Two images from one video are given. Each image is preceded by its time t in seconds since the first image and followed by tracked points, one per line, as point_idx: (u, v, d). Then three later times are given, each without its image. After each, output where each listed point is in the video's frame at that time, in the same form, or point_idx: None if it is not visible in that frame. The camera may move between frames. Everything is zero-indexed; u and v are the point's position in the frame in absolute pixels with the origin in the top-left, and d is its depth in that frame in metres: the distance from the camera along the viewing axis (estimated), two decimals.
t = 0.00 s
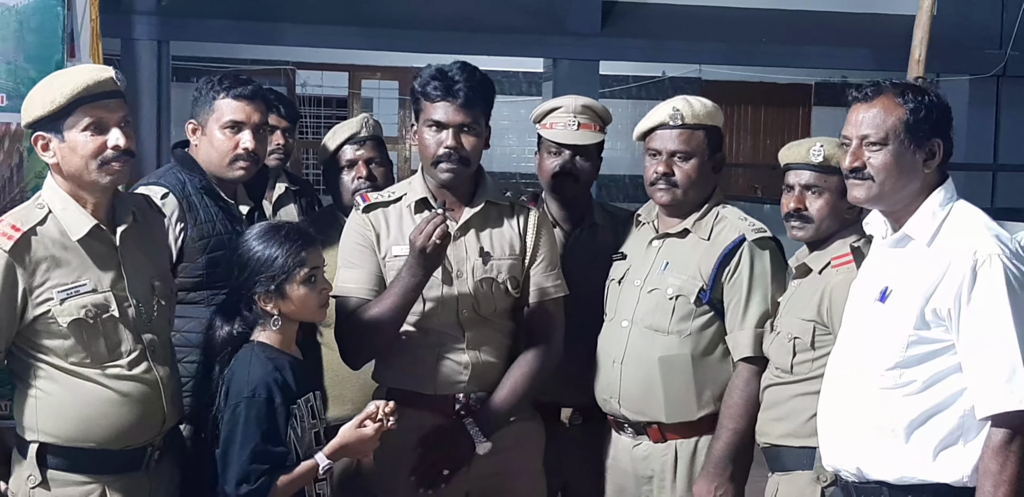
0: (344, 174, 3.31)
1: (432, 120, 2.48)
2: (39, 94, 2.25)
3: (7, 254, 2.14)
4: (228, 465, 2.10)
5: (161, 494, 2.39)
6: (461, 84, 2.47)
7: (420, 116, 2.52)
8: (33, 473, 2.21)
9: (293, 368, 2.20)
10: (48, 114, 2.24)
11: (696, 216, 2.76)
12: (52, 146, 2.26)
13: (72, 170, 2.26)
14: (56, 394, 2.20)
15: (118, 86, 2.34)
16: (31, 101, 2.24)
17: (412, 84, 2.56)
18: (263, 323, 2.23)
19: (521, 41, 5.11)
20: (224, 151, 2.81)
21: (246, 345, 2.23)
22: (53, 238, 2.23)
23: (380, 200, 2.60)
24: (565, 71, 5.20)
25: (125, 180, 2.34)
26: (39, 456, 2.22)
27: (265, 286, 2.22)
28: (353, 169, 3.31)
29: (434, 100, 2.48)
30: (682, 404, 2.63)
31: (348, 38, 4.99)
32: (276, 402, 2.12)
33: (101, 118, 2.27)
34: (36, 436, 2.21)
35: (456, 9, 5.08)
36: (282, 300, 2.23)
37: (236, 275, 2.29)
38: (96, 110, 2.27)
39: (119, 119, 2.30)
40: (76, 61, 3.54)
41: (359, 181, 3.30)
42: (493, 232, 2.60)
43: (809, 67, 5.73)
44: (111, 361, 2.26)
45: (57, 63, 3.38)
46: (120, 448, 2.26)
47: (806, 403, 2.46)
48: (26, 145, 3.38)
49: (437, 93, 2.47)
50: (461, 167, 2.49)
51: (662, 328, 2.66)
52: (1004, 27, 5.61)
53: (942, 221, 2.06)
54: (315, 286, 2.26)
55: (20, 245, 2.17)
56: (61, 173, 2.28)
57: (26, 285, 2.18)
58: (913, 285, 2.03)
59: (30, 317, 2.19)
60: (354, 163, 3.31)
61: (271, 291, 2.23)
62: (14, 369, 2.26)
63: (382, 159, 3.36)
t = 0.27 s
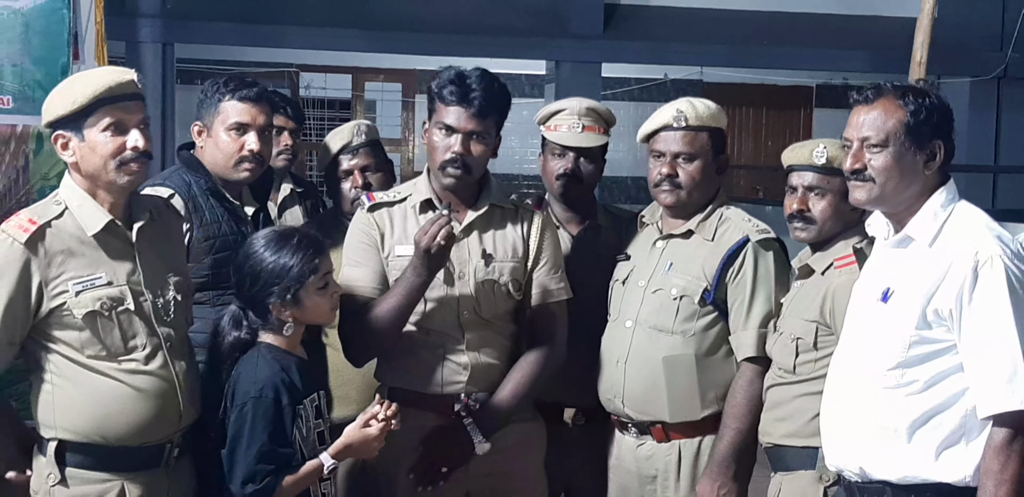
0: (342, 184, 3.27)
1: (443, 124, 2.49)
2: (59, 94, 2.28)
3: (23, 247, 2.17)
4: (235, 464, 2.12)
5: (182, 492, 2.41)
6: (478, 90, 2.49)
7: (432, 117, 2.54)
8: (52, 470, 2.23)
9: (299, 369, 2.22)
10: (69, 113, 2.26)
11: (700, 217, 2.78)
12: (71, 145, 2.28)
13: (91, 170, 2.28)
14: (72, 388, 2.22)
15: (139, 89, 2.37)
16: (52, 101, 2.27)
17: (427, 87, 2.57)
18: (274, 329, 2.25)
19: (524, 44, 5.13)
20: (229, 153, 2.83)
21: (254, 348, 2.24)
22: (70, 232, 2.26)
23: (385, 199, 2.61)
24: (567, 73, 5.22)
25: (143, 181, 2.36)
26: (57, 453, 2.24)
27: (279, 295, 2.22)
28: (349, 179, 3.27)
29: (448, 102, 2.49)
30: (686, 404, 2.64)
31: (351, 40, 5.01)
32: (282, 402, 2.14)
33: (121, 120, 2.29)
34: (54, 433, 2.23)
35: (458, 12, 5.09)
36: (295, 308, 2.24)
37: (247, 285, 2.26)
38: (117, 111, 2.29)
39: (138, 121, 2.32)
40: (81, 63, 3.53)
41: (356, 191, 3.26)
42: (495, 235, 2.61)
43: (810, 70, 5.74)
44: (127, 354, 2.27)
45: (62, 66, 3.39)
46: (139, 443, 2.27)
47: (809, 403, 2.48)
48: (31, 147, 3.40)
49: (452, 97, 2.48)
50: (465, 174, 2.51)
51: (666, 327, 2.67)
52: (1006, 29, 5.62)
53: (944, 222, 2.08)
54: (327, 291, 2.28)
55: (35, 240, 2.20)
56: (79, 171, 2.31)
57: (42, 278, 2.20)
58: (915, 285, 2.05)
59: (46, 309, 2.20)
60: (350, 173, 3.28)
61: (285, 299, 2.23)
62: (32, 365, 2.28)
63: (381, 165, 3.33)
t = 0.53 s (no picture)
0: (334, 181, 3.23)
1: (442, 112, 2.49)
2: (81, 84, 2.33)
3: (35, 234, 2.19)
4: (236, 464, 2.09)
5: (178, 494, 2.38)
6: (474, 76, 2.48)
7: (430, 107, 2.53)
8: (57, 465, 2.23)
9: (301, 366, 2.21)
10: (87, 103, 2.31)
11: (700, 212, 2.77)
12: (87, 135, 2.33)
13: (105, 160, 2.32)
14: (79, 379, 2.22)
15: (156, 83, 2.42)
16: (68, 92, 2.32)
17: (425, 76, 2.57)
18: (291, 327, 2.23)
19: (522, 38, 5.12)
20: (227, 147, 2.81)
21: (256, 354, 2.18)
22: (82, 222, 2.28)
23: (385, 192, 2.60)
24: (566, 68, 5.21)
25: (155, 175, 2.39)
26: (62, 448, 2.23)
27: (296, 296, 2.20)
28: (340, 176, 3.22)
29: (445, 90, 2.49)
30: (687, 400, 2.63)
31: (350, 35, 4.99)
32: (286, 399, 2.13)
33: (137, 115, 2.34)
34: (60, 425, 2.23)
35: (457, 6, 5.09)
36: (311, 306, 2.23)
37: (259, 290, 2.20)
38: (135, 104, 2.35)
39: (154, 115, 2.37)
40: (76, 57, 3.49)
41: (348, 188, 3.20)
42: (496, 226, 2.60)
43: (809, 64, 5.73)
44: (134, 346, 2.27)
45: (57, 60, 3.38)
46: (144, 437, 2.27)
47: (809, 399, 2.47)
48: (27, 141, 3.38)
49: (450, 82, 2.48)
50: (467, 158, 2.49)
51: (667, 324, 2.66)
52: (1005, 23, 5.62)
53: (945, 218, 2.07)
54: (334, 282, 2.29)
55: (47, 227, 2.22)
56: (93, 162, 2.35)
57: (53, 266, 2.21)
58: (915, 280, 2.04)
59: (57, 297, 2.21)
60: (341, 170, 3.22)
61: (302, 300, 2.21)
62: (37, 358, 2.28)
63: (372, 159, 3.27)
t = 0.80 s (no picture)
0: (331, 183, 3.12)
1: (442, 108, 2.49)
2: (98, 83, 2.34)
3: (50, 229, 2.18)
4: (240, 467, 2.08)
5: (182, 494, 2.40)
6: (472, 70, 2.47)
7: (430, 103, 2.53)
8: (63, 466, 2.22)
9: (306, 371, 2.21)
10: (106, 102, 2.32)
11: (701, 213, 2.77)
12: (104, 134, 2.34)
13: (121, 158, 2.33)
14: (88, 377, 2.21)
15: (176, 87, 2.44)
16: (90, 89, 2.32)
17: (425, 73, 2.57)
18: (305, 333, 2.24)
19: (522, 39, 5.12)
20: (228, 149, 2.81)
21: (263, 361, 2.16)
22: (95, 219, 2.28)
23: (388, 191, 2.60)
24: (566, 69, 5.21)
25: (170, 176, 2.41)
26: (68, 449, 2.23)
27: (314, 302, 2.21)
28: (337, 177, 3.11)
29: (444, 86, 2.49)
30: (688, 401, 2.63)
31: (350, 36, 5.00)
32: (292, 403, 2.12)
33: (156, 115, 2.35)
34: (66, 424, 2.22)
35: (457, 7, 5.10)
36: (325, 309, 2.26)
37: (277, 302, 2.18)
38: (154, 105, 2.36)
39: (171, 117, 2.39)
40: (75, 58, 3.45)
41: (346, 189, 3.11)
42: (499, 225, 2.60)
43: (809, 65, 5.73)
44: (143, 345, 2.27)
45: (58, 61, 3.39)
46: (149, 436, 2.28)
47: (809, 401, 2.47)
48: (28, 143, 3.37)
49: (448, 78, 2.48)
50: (469, 153, 2.49)
51: (668, 325, 2.66)
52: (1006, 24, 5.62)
53: (944, 220, 2.07)
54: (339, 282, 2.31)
55: (62, 223, 2.21)
56: (107, 160, 2.35)
57: (67, 261, 2.20)
58: (915, 282, 2.04)
59: (69, 292, 2.20)
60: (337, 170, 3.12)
61: (318, 304, 2.23)
62: (44, 355, 2.26)
63: (366, 159, 3.16)
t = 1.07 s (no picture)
0: (330, 182, 3.09)
1: (439, 104, 2.49)
2: (106, 82, 2.34)
3: (64, 227, 2.18)
4: (239, 467, 2.08)
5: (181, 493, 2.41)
6: (467, 64, 2.48)
7: (427, 99, 2.53)
8: (64, 464, 2.21)
9: (304, 371, 2.20)
10: (116, 100, 2.31)
11: (699, 213, 2.77)
12: (111, 131, 2.33)
13: (130, 156, 2.32)
14: (93, 375, 2.22)
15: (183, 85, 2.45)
16: (100, 88, 2.32)
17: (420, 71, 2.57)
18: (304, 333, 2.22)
19: (520, 38, 5.11)
20: (226, 147, 2.81)
21: (261, 362, 2.17)
22: (105, 218, 2.28)
23: (389, 189, 2.62)
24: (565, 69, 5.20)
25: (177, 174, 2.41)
26: (71, 447, 2.22)
27: (314, 300, 2.21)
28: (337, 175, 3.07)
29: (441, 81, 2.49)
30: (687, 401, 2.63)
31: (348, 36, 4.99)
32: (290, 406, 2.12)
33: (164, 112, 2.35)
34: (69, 422, 2.21)
35: (456, 7, 5.09)
36: (323, 308, 2.26)
37: (275, 301, 2.17)
38: (163, 103, 2.36)
39: (180, 114, 2.39)
40: (74, 55, 3.47)
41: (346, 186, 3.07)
42: (503, 218, 2.60)
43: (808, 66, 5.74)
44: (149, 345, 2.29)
45: (57, 60, 3.38)
46: (151, 436, 2.29)
47: (808, 400, 2.47)
48: (27, 141, 3.38)
49: (443, 73, 2.48)
50: (467, 146, 2.48)
51: (666, 324, 2.66)
52: (1005, 25, 5.61)
53: (943, 219, 2.07)
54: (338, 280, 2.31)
55: (75, 222, 2.21)
56: (117, 158, 2.35)
57: (79, 259, 2.21)
58: (915, 282, 2.04)
59: (79, 290, 2.21)
60: (338, 168, 3.08)
61: (318, 302, 2.22)
62: (47, 353, 2.25)
63: (366, 156, 3.14)
